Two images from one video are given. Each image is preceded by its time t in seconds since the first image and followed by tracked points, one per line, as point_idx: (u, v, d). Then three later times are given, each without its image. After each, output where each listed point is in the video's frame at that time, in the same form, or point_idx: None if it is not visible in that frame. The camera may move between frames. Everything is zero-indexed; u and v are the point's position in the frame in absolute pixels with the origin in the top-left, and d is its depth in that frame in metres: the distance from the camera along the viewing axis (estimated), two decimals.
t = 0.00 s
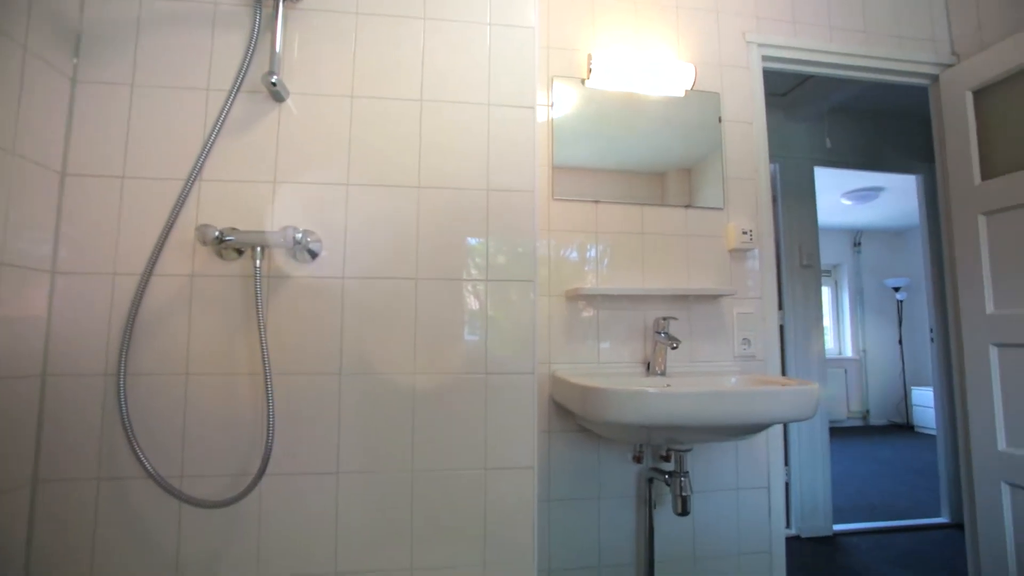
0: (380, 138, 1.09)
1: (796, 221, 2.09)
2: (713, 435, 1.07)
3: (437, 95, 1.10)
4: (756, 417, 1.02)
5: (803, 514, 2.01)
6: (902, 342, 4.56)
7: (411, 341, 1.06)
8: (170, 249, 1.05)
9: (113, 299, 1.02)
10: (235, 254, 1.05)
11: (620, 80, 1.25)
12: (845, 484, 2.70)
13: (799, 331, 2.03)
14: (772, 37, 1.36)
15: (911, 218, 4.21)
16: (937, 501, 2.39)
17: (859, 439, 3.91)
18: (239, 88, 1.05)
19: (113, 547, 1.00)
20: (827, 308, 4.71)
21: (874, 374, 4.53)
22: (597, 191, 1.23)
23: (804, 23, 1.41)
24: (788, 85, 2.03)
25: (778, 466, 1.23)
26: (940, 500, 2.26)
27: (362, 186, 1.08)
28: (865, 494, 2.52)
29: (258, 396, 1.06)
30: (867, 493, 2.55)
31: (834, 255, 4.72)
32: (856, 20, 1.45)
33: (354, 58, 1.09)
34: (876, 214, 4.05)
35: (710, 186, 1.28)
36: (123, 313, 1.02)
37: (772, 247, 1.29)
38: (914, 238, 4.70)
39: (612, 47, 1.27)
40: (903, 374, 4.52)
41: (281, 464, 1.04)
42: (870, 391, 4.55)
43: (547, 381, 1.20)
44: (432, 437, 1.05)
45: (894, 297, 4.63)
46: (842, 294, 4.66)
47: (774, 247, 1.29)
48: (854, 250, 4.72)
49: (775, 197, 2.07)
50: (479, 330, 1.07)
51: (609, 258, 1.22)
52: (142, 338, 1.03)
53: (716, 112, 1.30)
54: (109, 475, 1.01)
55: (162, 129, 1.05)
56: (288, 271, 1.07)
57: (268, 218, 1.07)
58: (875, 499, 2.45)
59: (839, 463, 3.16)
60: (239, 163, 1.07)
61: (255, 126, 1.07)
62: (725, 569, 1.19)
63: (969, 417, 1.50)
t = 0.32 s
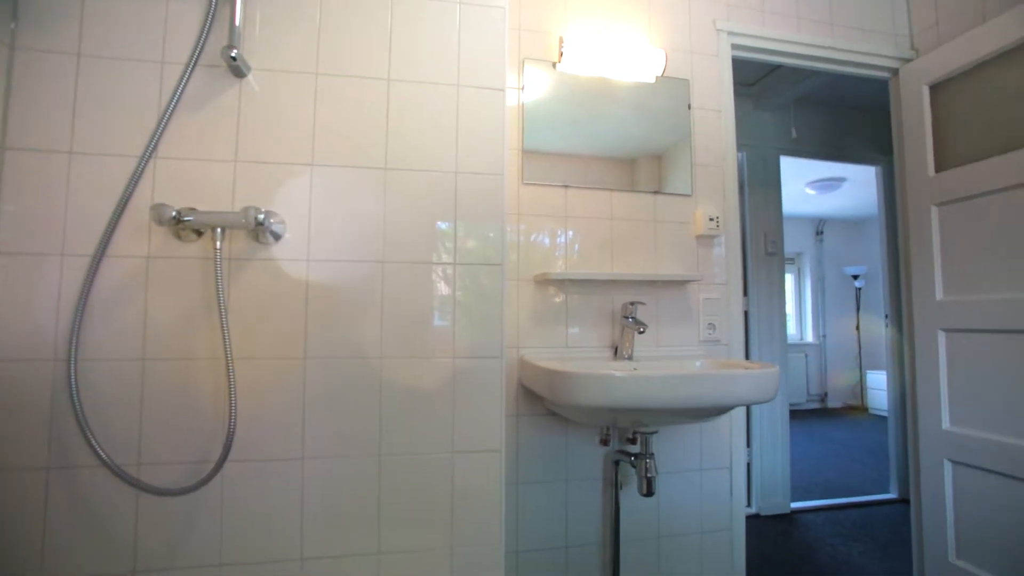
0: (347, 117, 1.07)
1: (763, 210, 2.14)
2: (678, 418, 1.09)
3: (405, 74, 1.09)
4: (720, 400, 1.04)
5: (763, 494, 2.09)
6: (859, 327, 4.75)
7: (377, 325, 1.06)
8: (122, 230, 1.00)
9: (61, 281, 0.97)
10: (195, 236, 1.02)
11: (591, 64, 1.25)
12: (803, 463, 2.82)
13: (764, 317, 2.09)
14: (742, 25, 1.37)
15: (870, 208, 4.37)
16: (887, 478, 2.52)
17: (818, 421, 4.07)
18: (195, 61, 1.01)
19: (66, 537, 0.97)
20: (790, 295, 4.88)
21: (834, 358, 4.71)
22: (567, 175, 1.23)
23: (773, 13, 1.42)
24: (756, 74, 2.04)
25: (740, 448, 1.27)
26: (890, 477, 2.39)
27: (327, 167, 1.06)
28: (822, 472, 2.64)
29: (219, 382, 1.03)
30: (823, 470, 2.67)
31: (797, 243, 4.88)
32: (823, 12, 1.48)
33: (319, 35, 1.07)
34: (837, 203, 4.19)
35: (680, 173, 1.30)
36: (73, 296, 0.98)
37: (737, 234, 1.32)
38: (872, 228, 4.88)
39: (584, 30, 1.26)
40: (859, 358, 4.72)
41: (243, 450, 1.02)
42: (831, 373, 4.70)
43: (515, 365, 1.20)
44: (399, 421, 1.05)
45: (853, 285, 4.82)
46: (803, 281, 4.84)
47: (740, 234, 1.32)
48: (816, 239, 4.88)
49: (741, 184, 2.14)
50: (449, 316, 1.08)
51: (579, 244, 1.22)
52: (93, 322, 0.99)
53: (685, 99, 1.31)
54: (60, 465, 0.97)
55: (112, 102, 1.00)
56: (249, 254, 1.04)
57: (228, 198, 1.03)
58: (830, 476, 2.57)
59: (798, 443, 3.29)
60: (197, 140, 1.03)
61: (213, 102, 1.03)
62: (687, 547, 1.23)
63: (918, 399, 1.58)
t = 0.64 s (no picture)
0: (314, 98, 1.05)
1: (734, 199, 2.18)
2: (647, 402, 1.10)
3: (375, 55, 1.07)
4: (688, 384, 1.06)
5: (730, 476, 2.15)
6: (823, 315, 4.91)
7: (347, 311, 1.05)
8: (76, 211, 0.96)
9: (9, 264, 0.93)
10: (154, 219, 0.98)
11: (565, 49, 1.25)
12: (767, 446, 2.91)
13: (733, 305, 2.14)
14: (715, 14, 1.38)
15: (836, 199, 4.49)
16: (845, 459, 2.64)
17: (781, 405, 4.21)
18: (153, 35, 0.97)
19: (20, 530, 0.93)
20: (759, 283, 5.00)
21: (798, 344, 4.86)
22: (540, 161, 1.23)
23: (746, 4, 1.44)
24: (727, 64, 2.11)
25: (707, 432, 1.30)
26: (849, 458, 2.50)
27: (293, 148, 1.04)
28: (786, 454, 2.74)
29: (182, 370, 1.00)
30: (787, 453, 2.77)
31: (765, 232, 4.97)
32: (795, 4, 1.50)
33: (285, 11, 1.04)
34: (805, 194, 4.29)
35: (653, 161, 1.31)
36: (23, 280, 0.93)
37: (708, 223, 1.34)
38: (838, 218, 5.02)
39: (558, 14, 1.26)
40: (822, 345, 4.89)
41: (208, 439, 1.00)
42: (795, 359, 4.86)
43: (487, 351, 1.20)
44: (369, 408, 1.05)
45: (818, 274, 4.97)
46: (772, 269, 4.95)
47: (710, 222, 1.34)
48: (785, 229, 5.00)
49: (712, 173, 2.18)
50: (420, 302, 1.08)
51: (553, 231, 1.22)
52: (46, 307, 0.95)
53: (658, 87, 1.32)
54: (12, 456, 0.93)
55: (63, 77, 0.95)
56: (212, 238, 1.01)
57: (189, 179, 1.00)
58: (794, 459, 2.67)
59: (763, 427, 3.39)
60: (156, 118, 0.99)
61: (173, 78, 0.99)
62: (655, 529, 1.25)
63: (875, 384, 1.65)
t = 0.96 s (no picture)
0: (281, 79, 1.02)
1: (707, 189, 2.21)
2: (620, 389, 1.11)
3: (345, 37, 1.05)
4: (660, 371, 1.07)
5: (700, 461, 2.20)
6: (792, 304, 5.04)
7: (318, 298, 1.04)
8: (29, 194, 0.92)
9: None
10: (114, 203, 0.94)
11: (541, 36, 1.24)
12: (736, 431, 2.99)
13: (706, 293, 2.18)
14: (690, 5, 1.39)
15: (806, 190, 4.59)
16: (810, 443, 2.73)
17: (751, 391, 4.32)
18: (109, 10, 0.93)
19: None
20: (731, 272, 5.11)
21: (768, 333, 4.98)
22: (514, 149, 1.22)
23: None
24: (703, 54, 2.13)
25: (678, 418, 1.33)
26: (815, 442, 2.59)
27: (260, 132, 1.01)
28: (755, 439, 2.82)
29: (145, 360, 0.97)
30: (756, 437, 2.86)
31: (738, 221, 5.07)
32: None
33: None
34: (776, 184, 4.37)
35: (628, 150, 1.31)
36: None
37: (681, 212, 1.35)
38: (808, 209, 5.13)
39: None
40: (792, 334, 5.03)
41: (173, 430, 0.98)
42: (765, 347, 4.98)
43: (461, 339, 1.19)
44: (341, 397, 1.04)
45: (788, 263, 5.08)
46: (744, 258, 5.06)
47: (683, 212, 1.35)
48: (756, 219, 5.09)
49: (686, 162, 2.21)
50: (393, 290, 1.07)
51: (528, 219, 1.22)
52: None
53: (632, 76, 1.32)
54: None
55: (13, 53, 0.90)
56: (176, 223, 0.98)
57: (150, 163, 0.96)
58: (763, 443, 2.75)
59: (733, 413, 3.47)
60: (114, 97, 0.95)
61: (132, 56, 0.96)
62: (628, 514, 1.28)
63: (841, 371, 1.71)
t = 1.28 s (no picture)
0: (250, 62, 0.99)
1: (682, 178, 2.24)
2: (596, 377, 1.12)
3: (316, 19, 1.02)
4: (635, 359, 1.08)
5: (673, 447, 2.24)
6: (765, 293, 5.15)
7: (290, 287, 1.02)
8: None
9: None
10: (73, 187, 0.91)
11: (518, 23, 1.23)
12: (709, 418, 3.06)
13: (680, 282, 2.22)
14: None
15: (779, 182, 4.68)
16: (779, 429, 2.81)
17: (724, 380, 4.41)
18: None
19: None
20: (705, 263, 5.18)
21: (742, 323, 5.09)
22: (491, 137, 1.22)
23: None
24: (679, 45, 2.14)
25: (653, 405, 1.35)
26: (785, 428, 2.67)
27: (229, 116, 0.98)
28: (727, 426, 2.89)
29: (108, 350, 0.94)
30: (728, 424, 2.93)
31: (712, 212, 5.15)
32: None
33: None
34: (749, 176, 4.44)
35: (605, 140, 1.32)
36: None
37: (656, 202, 1.36)
38: (781, 201, 5.24)
39: None
40: (764, 323, 5.15)
41: (139, 423, 0.95)
42: (738, 336, 5.08)
43: (436, 328, 1.19)
44: (315, 387, 1.03)
45: (760, 254, 5.19)
46: (718, 249, 5.14)
47: (658, 202, 1.37)
48: (730, 210, 5.17)
49: (662, 153, 2.23)
50: (368, 280, 1.06)
51: (505, 209, 1.22)
52: None
53: (610, 65, 1.32)
54: None
55: None
56: (140, 209, 0.94)
57: (112, 146, 0.93)
58: (734, 429, 2.82)
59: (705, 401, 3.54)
60: (72, 77, 0.91)
61: (90, 35, 0.92)
62: (603, 500, 1.30)
63: (810, 359, 1.75)
